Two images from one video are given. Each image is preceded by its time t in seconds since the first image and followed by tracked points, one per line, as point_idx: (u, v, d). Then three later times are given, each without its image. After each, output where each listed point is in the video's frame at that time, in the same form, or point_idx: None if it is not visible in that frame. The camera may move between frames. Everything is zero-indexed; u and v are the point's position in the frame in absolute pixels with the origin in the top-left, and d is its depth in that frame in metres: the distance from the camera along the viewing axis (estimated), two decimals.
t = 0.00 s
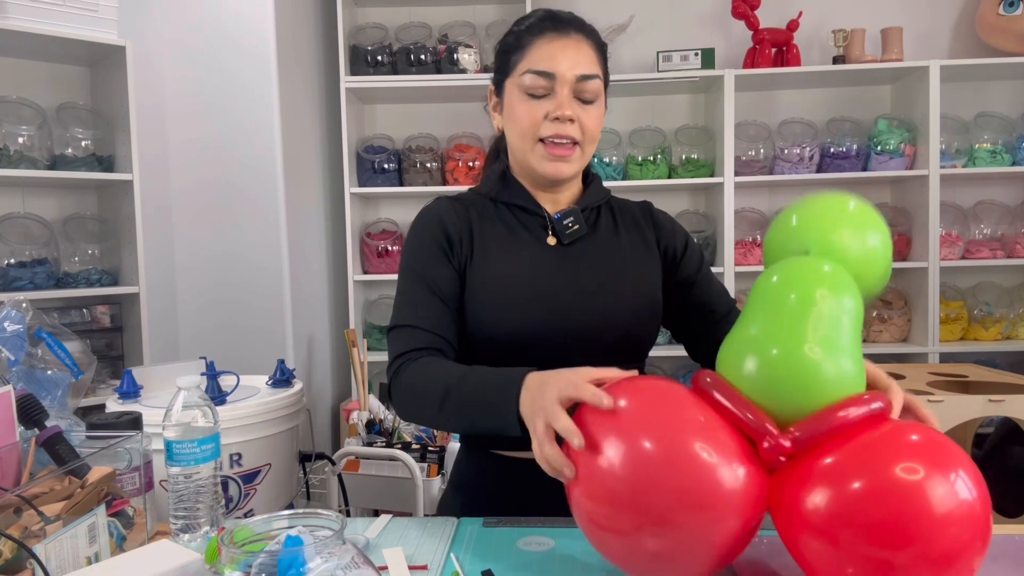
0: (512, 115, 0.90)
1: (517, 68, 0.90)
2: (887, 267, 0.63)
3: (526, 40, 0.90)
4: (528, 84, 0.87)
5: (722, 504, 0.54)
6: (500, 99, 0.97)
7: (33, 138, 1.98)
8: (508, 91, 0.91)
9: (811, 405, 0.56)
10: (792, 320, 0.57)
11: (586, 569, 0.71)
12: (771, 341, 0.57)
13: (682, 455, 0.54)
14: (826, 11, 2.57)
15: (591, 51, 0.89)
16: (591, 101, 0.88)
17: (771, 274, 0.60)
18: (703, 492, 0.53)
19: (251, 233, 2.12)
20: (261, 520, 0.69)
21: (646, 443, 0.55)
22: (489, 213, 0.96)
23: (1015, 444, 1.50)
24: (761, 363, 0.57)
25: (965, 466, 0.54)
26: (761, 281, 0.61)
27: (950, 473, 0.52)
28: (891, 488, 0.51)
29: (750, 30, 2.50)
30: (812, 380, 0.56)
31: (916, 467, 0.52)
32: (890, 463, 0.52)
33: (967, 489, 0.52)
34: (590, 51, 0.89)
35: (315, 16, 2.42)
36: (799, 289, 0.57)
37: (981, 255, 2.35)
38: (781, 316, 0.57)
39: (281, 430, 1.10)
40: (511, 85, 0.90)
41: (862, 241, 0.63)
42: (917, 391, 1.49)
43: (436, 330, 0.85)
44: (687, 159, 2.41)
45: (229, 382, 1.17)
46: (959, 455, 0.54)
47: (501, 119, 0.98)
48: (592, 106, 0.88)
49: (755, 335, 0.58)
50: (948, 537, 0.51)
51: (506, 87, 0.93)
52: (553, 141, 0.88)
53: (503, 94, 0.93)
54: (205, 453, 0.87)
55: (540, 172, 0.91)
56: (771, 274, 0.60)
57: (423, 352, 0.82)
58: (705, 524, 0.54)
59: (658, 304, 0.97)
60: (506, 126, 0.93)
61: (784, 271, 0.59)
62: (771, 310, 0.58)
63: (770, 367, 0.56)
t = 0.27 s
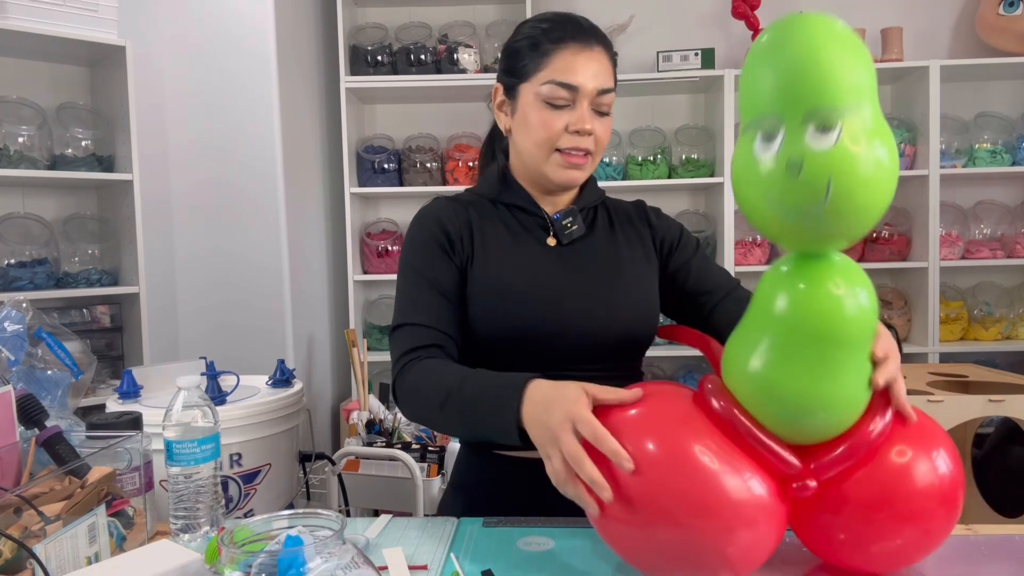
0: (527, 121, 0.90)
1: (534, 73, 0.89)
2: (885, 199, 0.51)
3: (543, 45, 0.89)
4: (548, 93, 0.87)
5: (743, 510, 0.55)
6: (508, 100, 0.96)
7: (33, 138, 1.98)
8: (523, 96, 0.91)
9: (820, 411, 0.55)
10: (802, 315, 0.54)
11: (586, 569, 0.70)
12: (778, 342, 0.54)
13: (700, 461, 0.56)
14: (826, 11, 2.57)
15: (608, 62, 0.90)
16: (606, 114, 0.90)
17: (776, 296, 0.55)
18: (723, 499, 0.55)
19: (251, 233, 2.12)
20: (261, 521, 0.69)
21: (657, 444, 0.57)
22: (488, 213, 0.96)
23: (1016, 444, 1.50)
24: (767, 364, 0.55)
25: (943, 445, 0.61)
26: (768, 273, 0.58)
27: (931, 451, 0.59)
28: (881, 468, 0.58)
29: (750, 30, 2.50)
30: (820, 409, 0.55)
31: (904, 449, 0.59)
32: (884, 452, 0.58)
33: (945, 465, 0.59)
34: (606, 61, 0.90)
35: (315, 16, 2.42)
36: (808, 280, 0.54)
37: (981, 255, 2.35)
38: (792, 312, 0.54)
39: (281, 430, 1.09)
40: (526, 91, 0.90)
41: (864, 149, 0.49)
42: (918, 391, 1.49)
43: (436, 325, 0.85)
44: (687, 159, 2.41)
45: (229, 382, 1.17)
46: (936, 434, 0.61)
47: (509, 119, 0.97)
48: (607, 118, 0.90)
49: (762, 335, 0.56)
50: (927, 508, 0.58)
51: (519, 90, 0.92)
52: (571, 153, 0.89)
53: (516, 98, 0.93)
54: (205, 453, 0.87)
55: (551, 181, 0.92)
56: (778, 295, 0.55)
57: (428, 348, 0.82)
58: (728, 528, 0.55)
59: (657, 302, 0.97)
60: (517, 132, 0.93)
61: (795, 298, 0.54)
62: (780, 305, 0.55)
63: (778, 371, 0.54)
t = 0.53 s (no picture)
0: (529, 122, 0.90)
1: (535, 74, 0.89)
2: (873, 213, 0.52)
3: (543, 45, 0.89)
4: (550, 94, 0.88)
5: (710, 485, 0.63)
6: (509, 101, 0.96)
7: (33, 138, 1.98)
8: (524, 97, 0.91)
9: (779, 415, 0.59)
10: (762, 328, 0.57)
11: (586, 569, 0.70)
12: (740, 350, 0.58)
13: (677, 442, 0.64)
14: (826, 11, 2.57)
15: (607, 60, 0.90)
16: (606, 112, 0.91)
17: (742, 307, 0.58)
18: (694, 475, 0.63)
19: (250, 233, 2.12)
20: (261, 521, 0.69)
21: (642, 424, 0.65)
22: (489, 213, 0.96)
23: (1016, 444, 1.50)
24: (730, 370, 0.59)
25: (925, 449, 0.62)
26: (738, 283, 0.61)
27: (911, 456, 0.61)
28: (857, 464, 0.60)
29: (749, 30, 2.50)
30: (776, 411, 0.59)
31: (884, 453, 0.60)
32: (863, 453, 0.61)
33: (925, 469, 0.61)
34: (605, 59, 0.90)
35: (315, 16, 2.42)
36: (774, 293, 0.57)
37: (981, 255, 2.35)
38: (753, 325, 0.57)
39: (281, 430, 1.09)
40: (528, 91, 0.90)
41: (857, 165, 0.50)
42: (918, 391, 1.49)
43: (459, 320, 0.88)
44: (687, 159, 2.41)
45: (229, 382, 1.17)
46: (919, 439, 0.63)
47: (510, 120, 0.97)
48: (607, 117, 0.91)
49: (728, 342, 0.59)
50: (907, 506, 0.60)
51: (520, 91, 0.92)
52: (573, 153, 0.89)
53: (517, 98, 0.93)
54: (205, 453, 0.87)
55: (553, 181, 0.92)
56: (742, 306, 0.58)
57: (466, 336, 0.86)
58: (696, 501, 0.63)
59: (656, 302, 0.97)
60: (519, 132, 0.93)
61: (758, 309, 0.57)
62: (745, 316, 0.58)
63: (740, 377, 0.58)
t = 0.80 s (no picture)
0: (524, 123, 0.90)
1: (528, 75, 0.90)
2: (900, 216, 0.57)
3: (535, 46, 0.89)
4: (542, 94, 0.88)
5: (690, 485, 0.63)
6: (505, 104, 0.96)
7: (33, 138, 1.97)
8: (519, 99, 0.91)
9: (763, 415, 0.60)
10: (756, 328, 0.57)
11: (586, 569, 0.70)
12: (731, 351, 0.59)
13: (653, 437, 0.64)
14: (826, 11, 2.57)
15: (600, 60, 0.90)
16: (601, 111, 0.90)
17: (737, 308, 0.59)
18: (672, 473, 0.63)
19: (250, 233, 2.12)
20: (261, 521, 0.69)
21: (618, 421, 0.65)
22: (490, 214, 0.96)
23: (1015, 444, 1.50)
24: (721, 369, 0.60)
25: (900, 449, 0.66)
26: (732, 285, 0.61)
27: (887, 455, 0.64)
28: (837, 464, 0.64)
29: (749, 30, 2.50)
30: (767, 411, 0.60)
31: (863, 454, 0.64)
32: (843, 454, 0.64)
33: (900, 468, 0.64)
34: (598, 59, 0.90)
35: (315, 15, 2.42)
36: (768, 293, 0.58)
37: (981, 255, 2.35)
38: (747, 325, 0.58)
39: (282, 430, 1.10)
40: (522, 93, 0.90)
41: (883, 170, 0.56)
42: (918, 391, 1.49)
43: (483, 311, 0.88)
44: (687, 159, 2.41)
45: (229, 382, 1.17)
46: (894, 439, 0.66)
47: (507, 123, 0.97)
48: (602, 116, 0.90)
49: (719, 342, 0.60)
50: (884, 504, 0.63)
51: (515, 93, 0.92)
52: (568, 152, 0.88)
53: (512, 101, 0.93)
54: (205, 453, 0.87)
55: (551, 181, 0.92)
56: (737, 307, 0.59)
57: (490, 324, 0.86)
58: (676, 500, 0.63)
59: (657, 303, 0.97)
60: (516, 134, 0.93)
61: (753, 310, 0.58)
62: (739, 317, 0.58)
63: (729, 376, 0.59)
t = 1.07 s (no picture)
0: (516, 122, 0.90)
1: (520, 75, 0.90)
2: (913, 218, 0.58)
3: (527, 47, 0.90)
4: (533, 94, 0.88)
5: (694, 488, 0.63)
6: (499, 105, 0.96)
7: (33, 138, 1.97)
8: (510, 98, 0.91)
9: (774, 420, 0.60)
10: (775, 334, 0.57)
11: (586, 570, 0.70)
12: (748, 355, 0.59)
13: (656, 439, 0.64)
14: (826, 11, 2.57)
15: (591, 60, 0.90)
16: (592, 110, 0.90)
17: (753, 313, 0.59)
18: (676, 476, 0.63)
19: (250, 233, 2.12)
20: (261, 520, 0.69)
21: (621, 424, 0.65)
22: (487, 212, 0.96)
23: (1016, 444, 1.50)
24: (735, 373, 0.60)
25: (905, 455, 0.66)
26: (748, 288, 0.61)
27: (892, 462, 0.64)
28: (843, 469, 0.64)
29: (749, 30, 2.51)
30: (778, 415, 0.60)
31: (868, 459, 0.64)
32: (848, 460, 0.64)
33: (905, 473, 0.65)
34: (589, 59, 0.90)
35: (315, 16, 2.42)
36: (785, 298, 0.58)
37: (981, 255, 2.35)
38: (764, 330, 0.58)
39: (281, 430, 1.10)
40: (513, 93, 0.91)
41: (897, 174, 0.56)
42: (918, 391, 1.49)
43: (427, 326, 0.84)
44: (687, 159, 2.42)
45: (229, 382, 1.17)
46: (898, 445, 0.66)
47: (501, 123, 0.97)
48: (594, 115, 0.90)
49: (734, 346, 0.60)
50: (889, 509, 0.63)
51: (507, 94, 0.92)
52: (561, 150, 0.88)
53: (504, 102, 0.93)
54: (205, 453, 0.87)
55: (544, 179, 0.91)
56: (753, 311, 0.59)
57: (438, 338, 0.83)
58: (680, 504, 0.63)
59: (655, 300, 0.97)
60: (508, 133, 0.93)
61: (770, 315, 0.58)
62: (756, 321, 0.58)
63: (745, 381, 0.59)
